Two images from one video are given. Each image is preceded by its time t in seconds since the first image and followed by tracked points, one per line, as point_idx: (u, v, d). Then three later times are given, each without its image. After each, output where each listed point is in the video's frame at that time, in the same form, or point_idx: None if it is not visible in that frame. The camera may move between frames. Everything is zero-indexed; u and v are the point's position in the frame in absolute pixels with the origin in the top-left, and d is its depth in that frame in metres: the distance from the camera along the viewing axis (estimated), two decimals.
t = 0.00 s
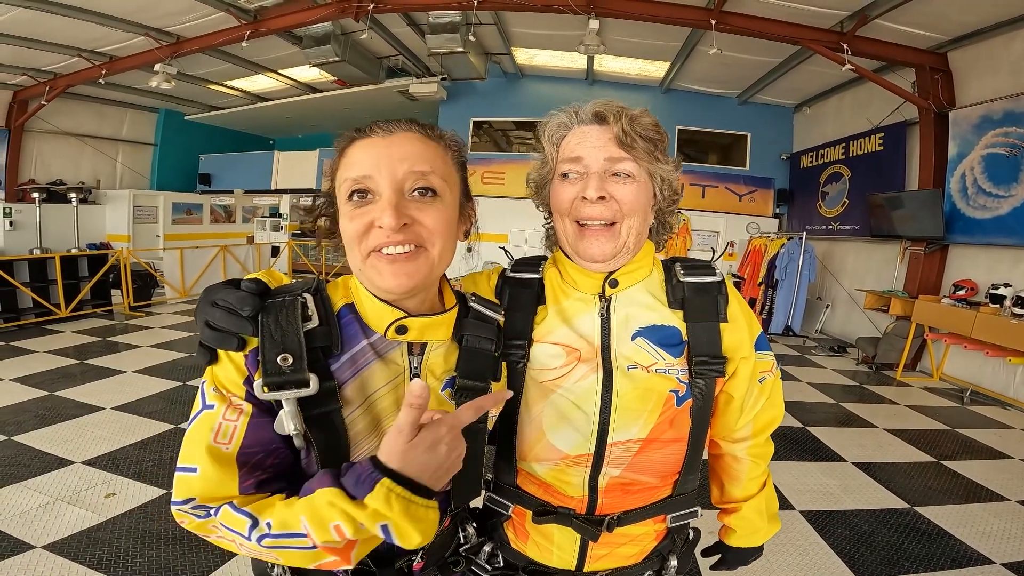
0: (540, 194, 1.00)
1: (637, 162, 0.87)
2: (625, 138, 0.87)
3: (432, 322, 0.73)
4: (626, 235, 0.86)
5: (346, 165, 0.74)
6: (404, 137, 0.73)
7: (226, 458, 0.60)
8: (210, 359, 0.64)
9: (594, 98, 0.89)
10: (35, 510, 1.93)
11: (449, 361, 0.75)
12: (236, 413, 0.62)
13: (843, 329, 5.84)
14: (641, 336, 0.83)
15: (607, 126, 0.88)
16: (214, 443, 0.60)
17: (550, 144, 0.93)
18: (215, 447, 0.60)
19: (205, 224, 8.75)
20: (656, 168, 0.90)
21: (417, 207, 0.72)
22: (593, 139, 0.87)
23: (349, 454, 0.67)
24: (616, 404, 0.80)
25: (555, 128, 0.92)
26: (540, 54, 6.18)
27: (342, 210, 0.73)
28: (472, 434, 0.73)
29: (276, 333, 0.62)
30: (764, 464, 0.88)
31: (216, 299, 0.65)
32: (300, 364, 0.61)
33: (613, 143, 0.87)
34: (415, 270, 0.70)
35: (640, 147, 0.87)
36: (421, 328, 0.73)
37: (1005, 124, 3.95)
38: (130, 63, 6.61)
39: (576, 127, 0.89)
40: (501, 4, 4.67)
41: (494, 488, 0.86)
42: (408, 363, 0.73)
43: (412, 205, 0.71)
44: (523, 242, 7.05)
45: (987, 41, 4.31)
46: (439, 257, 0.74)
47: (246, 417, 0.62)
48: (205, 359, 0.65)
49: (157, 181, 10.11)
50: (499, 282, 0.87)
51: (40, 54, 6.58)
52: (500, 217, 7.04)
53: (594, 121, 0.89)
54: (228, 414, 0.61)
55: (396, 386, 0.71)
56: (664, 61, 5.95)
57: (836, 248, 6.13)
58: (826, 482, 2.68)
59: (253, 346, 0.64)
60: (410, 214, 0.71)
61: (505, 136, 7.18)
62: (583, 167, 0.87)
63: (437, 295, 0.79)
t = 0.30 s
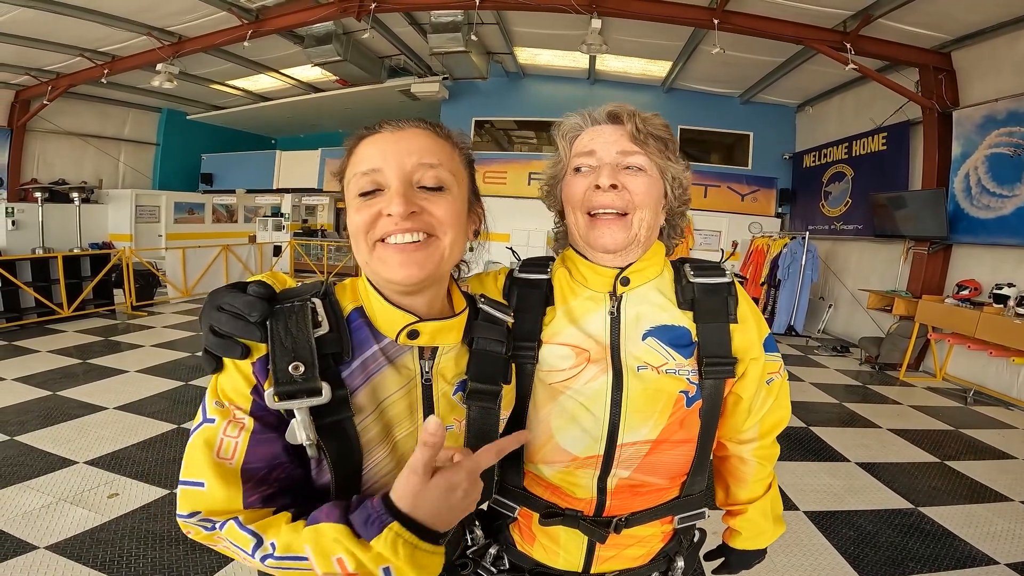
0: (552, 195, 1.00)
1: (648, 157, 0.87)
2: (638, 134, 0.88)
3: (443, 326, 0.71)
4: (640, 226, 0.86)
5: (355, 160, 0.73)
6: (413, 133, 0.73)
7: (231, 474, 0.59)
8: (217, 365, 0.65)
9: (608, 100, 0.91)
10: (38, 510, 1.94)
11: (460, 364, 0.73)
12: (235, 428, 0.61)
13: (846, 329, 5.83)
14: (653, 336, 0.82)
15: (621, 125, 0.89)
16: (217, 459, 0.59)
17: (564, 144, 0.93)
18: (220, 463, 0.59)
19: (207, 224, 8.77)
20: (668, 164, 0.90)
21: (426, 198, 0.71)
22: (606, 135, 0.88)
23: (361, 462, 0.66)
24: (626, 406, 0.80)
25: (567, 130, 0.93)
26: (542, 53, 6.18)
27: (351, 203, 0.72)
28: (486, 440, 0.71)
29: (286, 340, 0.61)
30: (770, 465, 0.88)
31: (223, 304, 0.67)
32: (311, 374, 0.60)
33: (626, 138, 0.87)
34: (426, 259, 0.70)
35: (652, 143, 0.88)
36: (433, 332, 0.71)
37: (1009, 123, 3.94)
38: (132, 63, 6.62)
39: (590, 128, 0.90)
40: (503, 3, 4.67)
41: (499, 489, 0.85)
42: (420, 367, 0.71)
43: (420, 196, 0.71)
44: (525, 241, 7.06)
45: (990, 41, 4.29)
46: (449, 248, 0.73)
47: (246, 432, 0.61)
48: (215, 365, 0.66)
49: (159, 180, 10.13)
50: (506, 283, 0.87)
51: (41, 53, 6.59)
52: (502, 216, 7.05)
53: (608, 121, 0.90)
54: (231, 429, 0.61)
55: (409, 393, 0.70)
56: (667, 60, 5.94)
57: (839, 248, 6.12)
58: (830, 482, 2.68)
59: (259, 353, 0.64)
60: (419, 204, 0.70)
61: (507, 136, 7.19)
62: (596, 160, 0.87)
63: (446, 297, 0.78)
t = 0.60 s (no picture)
0: (553, 198, 1.00)
1: (644, 146, 0.88)
2: (631, 128, 0.89)
3: (449, 328, 0.70)
4: (642, 214, 0.84)
5: (379, 150, 0.73)
6: (438, 131, 0.75)
7: (186, 475, 0.63)
8: (212, 371, 0.63)
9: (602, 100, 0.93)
10: (40, 510, 1.94)
11: (466, 366, 0.73)
12: (204, 439, 0.63)
13: (849, 328, 5.81)
14: (658, 336, 0.81)
15: (613, 121, 0.90)
16: (180, 461, 0.63)
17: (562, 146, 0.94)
18: (179, 465, 0.63)
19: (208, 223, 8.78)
20: (667, 158, 0.91)
21: (446, 191, 0.70)
22: (600, 131, 0.88)
23: (363, 470, 0.64)
24: (633, 407, 0.79)
25: (566, 131, 0.95)
26: (544, 52, 6.17)
27: (368, 190, 0.71)
28: (491, 442, 0.71)
29: (286, 347, 0.60)
30: (775, 464, 0.87)
31: (221, 306, 0.65)
32: (312, 381, 0.59)
33: (620, 131, 0.88)
34: (439, 249, 0.67)
35: (646, 135, 0.89)
36: (440, 334, 0.70)
37: (1013, 122, 3.92)
38: (134, 62, 6.63)
39: (585, 127, 0.91)
40: (505, 2, 4.65)
41: (504, 491, 0.84)
42: (425, 370, 0.70)
43: (442, 188, 0.70)
44: (527, 240, 7.07)
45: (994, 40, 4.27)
46: (462, 243, 0.71)
47: (213, 444, 0.64)
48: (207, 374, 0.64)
49: (161, 180, 10.13)
50: (510, 283, 0.87)
51: (42, 53, 6.59)
52: (503, 215, 7.04)
53: (603, 119, 0.92)
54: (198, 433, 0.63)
55: (412, 397, 0.68)
56: (668, 59, 5.93)
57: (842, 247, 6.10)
58: (833, 483, 2.67)
59: (259, 358, 0.63)
60: (439, 194, 0.69)
61: (509, 135, 7.18)
62: (592, 153, 0.88)
63: (451, 299, 0.77)
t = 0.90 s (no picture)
0: (551, 193, 0.99)
1: (647, 137, 0.88)
2: (631, 121, 0.89)
3: (441, 334, 0.69)
4: (645, 204, 0.84)
5: (376, 145, 0.73)
6: (441, 128, 0.75)
7: (186, 460, 0.68)
8: (202, 379, 0.64)
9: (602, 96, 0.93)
10: (39, 510, 1.93)
11: (458, 370, 0.71)
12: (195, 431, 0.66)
13: (851, 328, 5.79)
14: (659, 335, 0.81)
15: (614, 115, 0.90)
16: (181, 447, 0.67)
17: (561, 143, 0.94)
18: (180, 449, 0.67)
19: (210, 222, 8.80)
20: (666, 151, 0.91)
21: (448, 182, 0.70)
22: (603, 122, 0.88)
23: (353, 477, 0.64)
24: (633, 407, 0.78)
25: (564, 127, 0.95)
26: (546, 51, 6.16)
27: (365, 182, 0.70)
28: (485, 445, 0.69)
29: (270, 358, 0.59)
30: (775, 464, 0.86)
31: (208, 311, 0.64)
32: (297, 393, 0.59)
33: (622, 123, 0.88)
34: (439, 239, 0.66)
35: (646, 126, 0.91)
36: (430, 339, 0.68)
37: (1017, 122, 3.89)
38: (135, 62, 6.63)
39: (584, 122, 0.91)
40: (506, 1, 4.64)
41: (501, 493, 0.84)
42: (416, 376, 0.68)
43: (442, 179, 0.70)
44: (528, 239, 7.07)
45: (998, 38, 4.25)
46: (462, 235, 0.70)
47: (202, 436, 0.66)
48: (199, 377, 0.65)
49: (162, 179, 10.15)
50: (507, 282, 0.85)
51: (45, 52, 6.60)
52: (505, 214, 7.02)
53: (605, 114, 0.91)
54: (188, 426, 0.66)
55: (400, 404, 0.67)
56: (670, 58, 5.91)
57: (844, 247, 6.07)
58: (835, 483, 2.65)
59: (242, 365, 0.63)
60: (441, 185, 0.69)
61: (510, 134, 7.16)
62: (594, 145, 0.87)
63: (446, 301, 0.76)
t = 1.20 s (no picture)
0: (547, 187, 0.98)
1: (647, 137, 0.88)
2: (636, 119, 0.88)
3: (432, 330, 0.68)
4: (643, 207, 0.84)
5: (368, 145, 0.72)
6: (433, 125, 0.73)
7: (188, 457, 0.68)
8: (200, 375, 0.64)
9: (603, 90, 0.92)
10: (40, 509, 1.94)
11: (450, 366, 0.71)
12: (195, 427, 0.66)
13: (852, 327, 5.78)
14: (653, 332, 0.80)
15: (617, 111, 0.89)
16: (183, 444, 0.67)
17: (559, 139, 0.93)
18: (183, 446, 0.67)
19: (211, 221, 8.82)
20: (667, 151, 0.90)
21: (439, 186, 0.70)
22: (605, 119, 0.87)
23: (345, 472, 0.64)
24: (626, 404, 0.78)
25: (563, 120, 0.93)
26: (547, 50, 6.16)
27: (356, 185, 0.70)
28: (476, 441, 0.69)
29: (262, 354, 0.59)
30: (771, 465, 0.86)
31: (202, 308, 0.63)
32: (288, 389, 0.58)
33: (624, 122, 0.87)
34: (432, 247, 0.67)
35: (649, 125, 0.90)
36: (421, 336, 0.68)
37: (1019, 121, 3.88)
38: (136, 61, 6.64)
39: (585, 116, 0.90)
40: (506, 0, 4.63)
41: (497, 489, 0.84)
42: (407, 372, 0.68)
43: (435, 183, 0.69)
44: (528, 239, 7.06)
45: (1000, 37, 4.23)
46: (455, 239, 0.70)
47: (201, 432, 0.66)
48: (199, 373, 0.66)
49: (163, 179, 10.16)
50: (502, 279, 0.85)
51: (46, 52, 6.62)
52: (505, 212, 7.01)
53: (608, 109, 0.90)
54: (188, 422, 0.66)
55: (392, 399, 0.66)
56: (671, 57, 5.90)
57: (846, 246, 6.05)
58: (836, 482, 2.65)
59: (235, 361, 0.63)
60: (432, 191, 0.68)
61: (510, 133, 7.16)
62: (594, 144, 0.86)
63: (441, 297, 0.75)
